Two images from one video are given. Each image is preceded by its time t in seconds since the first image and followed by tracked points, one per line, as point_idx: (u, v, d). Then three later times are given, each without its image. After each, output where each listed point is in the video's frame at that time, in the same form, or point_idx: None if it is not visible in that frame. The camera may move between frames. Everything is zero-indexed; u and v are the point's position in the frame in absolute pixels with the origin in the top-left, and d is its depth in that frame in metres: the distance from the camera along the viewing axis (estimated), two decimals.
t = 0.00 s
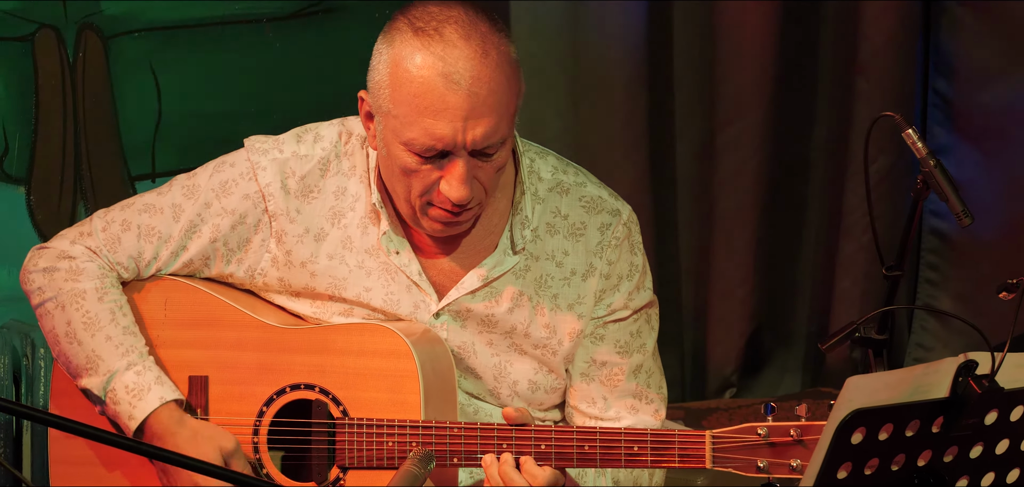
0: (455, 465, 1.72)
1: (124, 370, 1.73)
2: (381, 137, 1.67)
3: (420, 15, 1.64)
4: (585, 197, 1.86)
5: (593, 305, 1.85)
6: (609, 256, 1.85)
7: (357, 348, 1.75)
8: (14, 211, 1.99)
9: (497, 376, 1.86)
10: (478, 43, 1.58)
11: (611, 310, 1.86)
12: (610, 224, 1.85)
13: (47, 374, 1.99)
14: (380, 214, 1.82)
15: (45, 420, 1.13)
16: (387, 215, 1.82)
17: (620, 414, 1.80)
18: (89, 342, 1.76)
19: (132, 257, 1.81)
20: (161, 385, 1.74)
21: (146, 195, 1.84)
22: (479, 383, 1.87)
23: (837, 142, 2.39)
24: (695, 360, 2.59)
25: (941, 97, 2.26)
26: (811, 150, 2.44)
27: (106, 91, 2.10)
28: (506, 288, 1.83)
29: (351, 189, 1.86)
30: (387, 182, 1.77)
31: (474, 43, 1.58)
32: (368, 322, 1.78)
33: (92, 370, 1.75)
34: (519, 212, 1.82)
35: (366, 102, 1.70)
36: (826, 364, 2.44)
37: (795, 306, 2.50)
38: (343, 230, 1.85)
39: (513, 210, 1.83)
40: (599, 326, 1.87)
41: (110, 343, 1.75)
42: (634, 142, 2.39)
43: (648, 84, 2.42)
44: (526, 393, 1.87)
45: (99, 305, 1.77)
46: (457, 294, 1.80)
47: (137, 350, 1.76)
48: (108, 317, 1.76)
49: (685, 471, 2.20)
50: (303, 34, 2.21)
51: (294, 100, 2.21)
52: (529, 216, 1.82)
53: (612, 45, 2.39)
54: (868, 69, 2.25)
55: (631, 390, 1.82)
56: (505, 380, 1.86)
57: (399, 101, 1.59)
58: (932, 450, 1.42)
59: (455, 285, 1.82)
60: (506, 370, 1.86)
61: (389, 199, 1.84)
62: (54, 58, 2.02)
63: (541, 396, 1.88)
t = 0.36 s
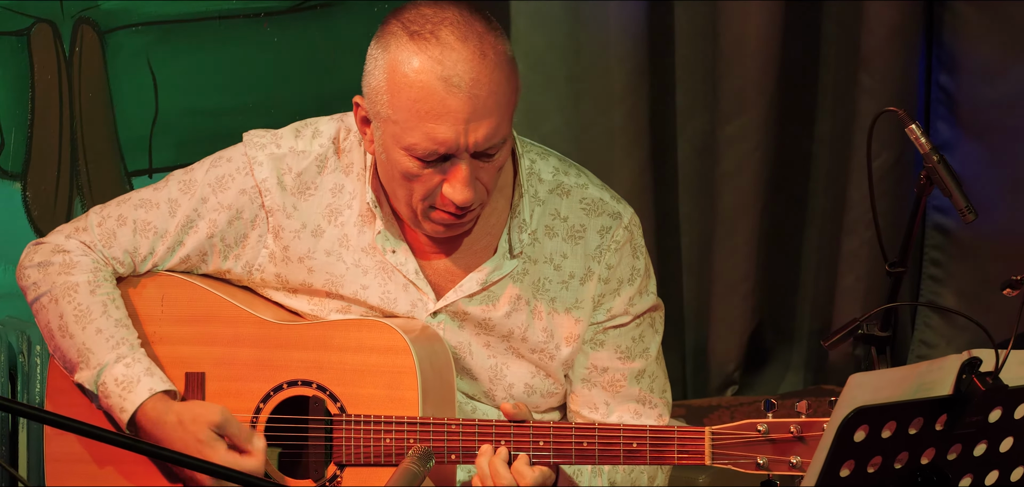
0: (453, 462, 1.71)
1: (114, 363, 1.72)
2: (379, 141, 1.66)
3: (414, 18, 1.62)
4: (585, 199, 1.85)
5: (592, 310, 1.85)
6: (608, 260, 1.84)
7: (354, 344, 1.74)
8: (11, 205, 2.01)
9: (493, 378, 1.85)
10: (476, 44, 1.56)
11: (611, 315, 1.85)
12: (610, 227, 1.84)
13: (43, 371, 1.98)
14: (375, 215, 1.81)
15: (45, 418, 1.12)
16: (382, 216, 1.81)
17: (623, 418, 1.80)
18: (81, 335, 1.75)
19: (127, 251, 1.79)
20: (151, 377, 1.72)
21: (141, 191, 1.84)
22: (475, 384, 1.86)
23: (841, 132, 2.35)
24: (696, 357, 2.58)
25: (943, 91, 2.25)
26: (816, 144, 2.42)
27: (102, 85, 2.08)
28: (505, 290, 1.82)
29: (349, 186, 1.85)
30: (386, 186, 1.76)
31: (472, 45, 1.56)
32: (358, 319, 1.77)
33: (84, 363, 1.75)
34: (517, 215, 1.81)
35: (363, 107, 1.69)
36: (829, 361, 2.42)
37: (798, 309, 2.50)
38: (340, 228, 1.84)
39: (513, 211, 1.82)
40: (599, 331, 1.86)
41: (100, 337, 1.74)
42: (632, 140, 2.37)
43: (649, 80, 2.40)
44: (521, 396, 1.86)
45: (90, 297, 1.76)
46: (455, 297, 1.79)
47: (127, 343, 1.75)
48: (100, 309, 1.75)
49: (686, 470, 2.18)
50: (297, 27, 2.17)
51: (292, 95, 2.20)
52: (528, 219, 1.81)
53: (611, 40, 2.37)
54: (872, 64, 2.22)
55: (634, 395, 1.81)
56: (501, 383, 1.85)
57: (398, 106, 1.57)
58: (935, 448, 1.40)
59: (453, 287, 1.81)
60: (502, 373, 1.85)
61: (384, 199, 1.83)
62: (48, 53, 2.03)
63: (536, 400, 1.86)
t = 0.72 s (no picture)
0: (452, 459, 1.70)
1: (106, 365, 1.71)
2: (380, 134, 1.64)
3: (417, 8, 1.61)
4: (585, 196, 1.83)
5: (592, 308, 1.83)
6: (608, 258, 1.82)
7: (352, 341, 1.72)
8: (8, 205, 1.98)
9: (491, 376, 1.84)
10: (479, 34, 1.54)
11: (612, 313, 1.83)
12: (609, 224, 1.83)
13: (39, 368, 1.96)
14: (372, 211, 1.81)
15: (42, 416, 1.11)
16: (379, 212, 1.80)
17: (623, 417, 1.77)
18: (73, 335, 1.74)
19: (121, 249, 1.78)
20: (142, 380, 1.71)
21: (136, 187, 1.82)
22: (473, 381, 1.85)
23: (844, 123, 2.33)
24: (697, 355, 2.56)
25: (947, 86, 2.21)
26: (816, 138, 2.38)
27: (98, 80, 2.06)
28: (504, 287, 1.81)
29: (346, 182, 1.84)
30: (385, 179, 1.74)
31: (474, 35, 1.55)
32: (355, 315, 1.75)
33: (76, 364, 1.74)
34: (516, 211, 1.80)
35: (363, 99, 1.67)
36: (832, 360, 2.40)
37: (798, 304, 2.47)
38: (337, 225, 1.83)
39: (511, 208, 1.81)
40: (600, 330, 1.85)
41: (92, 338, 1.73)
42: (631, 138, 2.38)
43: (650, 75, 2.38)
44: (519, 394, 1.85)
45: (84, 297, 1.75)
46: (452, 294, 1.78)
47: (119, 344, 1.73)
48: (92, 310, 1.74)
49: (688, 467, 2.17)
50: (294, 21, 2.17)
51: (289, 92, 2.19)
52: (526, 216, 1.80)
53: (612, 35, 2.35)
54: (874, 56, 2.22)
55: (634, 393, 1.79)
56: (499, 380, 1.84)
57: (399, 97, 1.56)
58: (939, 446, 1.39)
59: (451, 284, 1.80)
60: (500, 370, 1.84)
61: (382, 194, 1.82)
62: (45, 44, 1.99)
63: (535, 398, 1.85)
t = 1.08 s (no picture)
0: (452, 454, 1.68)
1: (110, 358, 1.70)
2: (371, 129, 1.63)
3: (410, 5, 1.59)
4: (581, 197, 1.82)
5: (588, 310, 1.82)
6: (605, 258, 1.81)
7: (350, 337, 1.71)
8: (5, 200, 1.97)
9: (488, 373, 1.82)
10: (470, 34, 1.53)
11: (610, 315, 1.82)
12: (605, 225, 1.82)
13: (34, 365, 1.94)
14: (366, 210, 1.80)
15: (37, 413, 1.10)
16: (372, 211, 1.79)
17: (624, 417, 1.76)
18: (74, 330, 1.73)
19: (118, 249, 1.77)
20: (147, 372, 1.70)
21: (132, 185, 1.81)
22: (470, 379, 1.83)
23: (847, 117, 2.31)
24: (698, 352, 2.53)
25: (950, 81, 2.20)
26: (818, 133, 2.33)
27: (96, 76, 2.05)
28: (500, 288, 1.80)
29: (342, 179, 1.83)
30: (377, 173, 1.73)
31: (467, 34, 1.53)
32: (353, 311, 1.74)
33: (77, 359, 1.73)
34: (512, 210, 1.79)
35: (356, 94, 1.65)
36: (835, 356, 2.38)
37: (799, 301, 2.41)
38: (332, 222, 1.82)
39: (508, 206, 1.81)
40: (598, 332, 1.84)
41: (94, 332, 1.72)
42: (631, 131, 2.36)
43: (651, 69, 2.34)
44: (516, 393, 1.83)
45: (83, 293, 1.74)
46: (450, 291, 1.78)
47: (121, 338, 1.72)
48: (93, 305, 1.73)
49: (690, 464, 2.15)
50: (292, 15, 2.15)
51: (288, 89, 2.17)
52: (523, 215, 1.79)
53: (611, 29, 2.34)
54: (875, 48, 2.21)
55: (635, 395, 1.78)
56: (495, 378, 1.82)
57: (390, 94, 1.54)
58: (942, 443, 1.38)
59: (449, 281, 1.80)
60: (497, 368, 1.82)
61: (376, 192, 1.82)
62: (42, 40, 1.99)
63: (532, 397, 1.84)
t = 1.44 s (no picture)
0: (451, 454, 1.67)
1: (109, 339, 1.67)
2: (373, 124, 1.61)
3: None
4: (583, 189, 1.81)
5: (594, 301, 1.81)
6: (608, 251, 1.80)
7: (349, 335, 1.70)
8: None
9: (489, 370, 1.81)
10: (471, 23, 1.51)
11: (615, 308, 1.81)
12: (607, 217, 1.81)
13: (29, 361, 1.92)
14: (364, 206, 1.78)
15: (35, 412, 1.09)
16: (371, 206, 1.78)
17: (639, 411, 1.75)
18: (71, 315, 1.70)
19: (112, 239, 1.76)
20: (146, 352, 1.67)
21: (127, 180, 1.81)
22: (471, 376, 1.82)
23: (849, 115, 2.30)
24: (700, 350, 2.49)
25: (953, 74, 2.18)
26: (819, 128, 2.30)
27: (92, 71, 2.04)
28: (501, 282, 1.79)
29: (340, 175, 1.81)
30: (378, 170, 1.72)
31: (467, 24, 1.51)
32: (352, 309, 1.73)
33: (74, 345, 1.69)
34: (512, 204, 1.78)
35: (355, 89, 1.64)
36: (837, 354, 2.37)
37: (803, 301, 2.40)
38: (331, 218, 1.80)
39: (508, 200, 1.79)
40: (605, 326, 1.82)
41: (92, 315, 1.69)
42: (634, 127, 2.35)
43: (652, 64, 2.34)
44: (518, 389, 1.82)
45: (78, 279, 1.72)
46: (450, 287, 1.76)
47: (120, 320, 1.70)
48: (90, 291, 1.71)
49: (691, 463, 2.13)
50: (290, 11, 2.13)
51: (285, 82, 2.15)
52: (523, 208, 1.78)
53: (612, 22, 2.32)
54: (878, 42, 2.19)
55: (647, 388, 1.78)
56: (497, 374, 1.81)
57: (392, 88, 1.53)
58: (945, 442, 1.36)
59: (449, 277, 1.78)
60: (498, 364, 1.81)
61: (375, 186, 1.82)
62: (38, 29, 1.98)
63: (534, 393, 1.82)
